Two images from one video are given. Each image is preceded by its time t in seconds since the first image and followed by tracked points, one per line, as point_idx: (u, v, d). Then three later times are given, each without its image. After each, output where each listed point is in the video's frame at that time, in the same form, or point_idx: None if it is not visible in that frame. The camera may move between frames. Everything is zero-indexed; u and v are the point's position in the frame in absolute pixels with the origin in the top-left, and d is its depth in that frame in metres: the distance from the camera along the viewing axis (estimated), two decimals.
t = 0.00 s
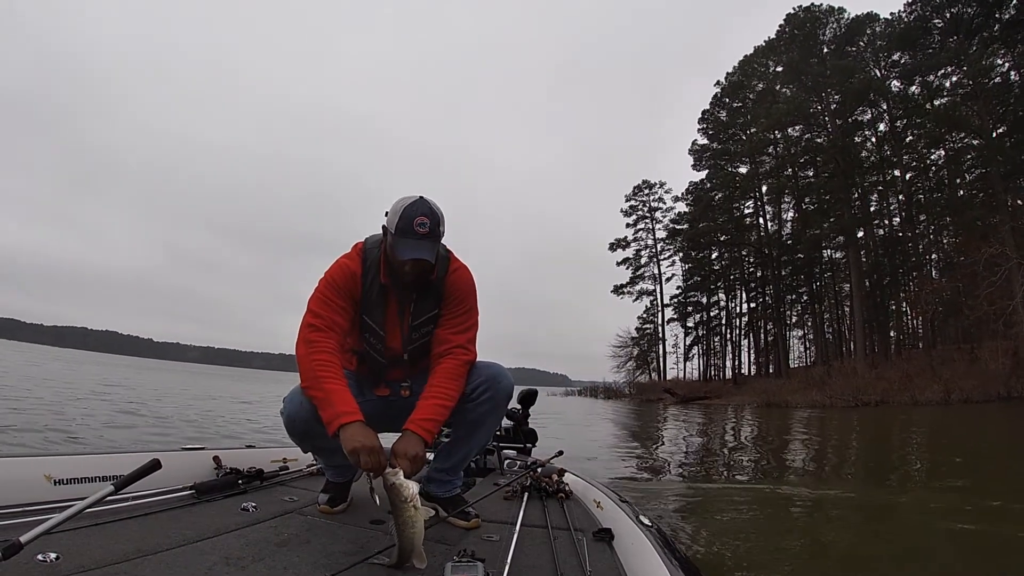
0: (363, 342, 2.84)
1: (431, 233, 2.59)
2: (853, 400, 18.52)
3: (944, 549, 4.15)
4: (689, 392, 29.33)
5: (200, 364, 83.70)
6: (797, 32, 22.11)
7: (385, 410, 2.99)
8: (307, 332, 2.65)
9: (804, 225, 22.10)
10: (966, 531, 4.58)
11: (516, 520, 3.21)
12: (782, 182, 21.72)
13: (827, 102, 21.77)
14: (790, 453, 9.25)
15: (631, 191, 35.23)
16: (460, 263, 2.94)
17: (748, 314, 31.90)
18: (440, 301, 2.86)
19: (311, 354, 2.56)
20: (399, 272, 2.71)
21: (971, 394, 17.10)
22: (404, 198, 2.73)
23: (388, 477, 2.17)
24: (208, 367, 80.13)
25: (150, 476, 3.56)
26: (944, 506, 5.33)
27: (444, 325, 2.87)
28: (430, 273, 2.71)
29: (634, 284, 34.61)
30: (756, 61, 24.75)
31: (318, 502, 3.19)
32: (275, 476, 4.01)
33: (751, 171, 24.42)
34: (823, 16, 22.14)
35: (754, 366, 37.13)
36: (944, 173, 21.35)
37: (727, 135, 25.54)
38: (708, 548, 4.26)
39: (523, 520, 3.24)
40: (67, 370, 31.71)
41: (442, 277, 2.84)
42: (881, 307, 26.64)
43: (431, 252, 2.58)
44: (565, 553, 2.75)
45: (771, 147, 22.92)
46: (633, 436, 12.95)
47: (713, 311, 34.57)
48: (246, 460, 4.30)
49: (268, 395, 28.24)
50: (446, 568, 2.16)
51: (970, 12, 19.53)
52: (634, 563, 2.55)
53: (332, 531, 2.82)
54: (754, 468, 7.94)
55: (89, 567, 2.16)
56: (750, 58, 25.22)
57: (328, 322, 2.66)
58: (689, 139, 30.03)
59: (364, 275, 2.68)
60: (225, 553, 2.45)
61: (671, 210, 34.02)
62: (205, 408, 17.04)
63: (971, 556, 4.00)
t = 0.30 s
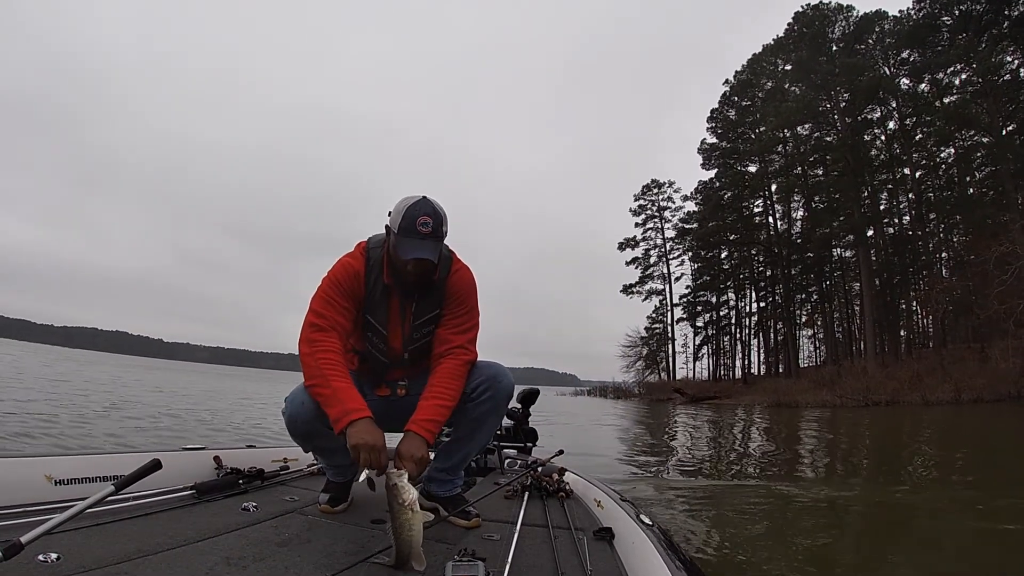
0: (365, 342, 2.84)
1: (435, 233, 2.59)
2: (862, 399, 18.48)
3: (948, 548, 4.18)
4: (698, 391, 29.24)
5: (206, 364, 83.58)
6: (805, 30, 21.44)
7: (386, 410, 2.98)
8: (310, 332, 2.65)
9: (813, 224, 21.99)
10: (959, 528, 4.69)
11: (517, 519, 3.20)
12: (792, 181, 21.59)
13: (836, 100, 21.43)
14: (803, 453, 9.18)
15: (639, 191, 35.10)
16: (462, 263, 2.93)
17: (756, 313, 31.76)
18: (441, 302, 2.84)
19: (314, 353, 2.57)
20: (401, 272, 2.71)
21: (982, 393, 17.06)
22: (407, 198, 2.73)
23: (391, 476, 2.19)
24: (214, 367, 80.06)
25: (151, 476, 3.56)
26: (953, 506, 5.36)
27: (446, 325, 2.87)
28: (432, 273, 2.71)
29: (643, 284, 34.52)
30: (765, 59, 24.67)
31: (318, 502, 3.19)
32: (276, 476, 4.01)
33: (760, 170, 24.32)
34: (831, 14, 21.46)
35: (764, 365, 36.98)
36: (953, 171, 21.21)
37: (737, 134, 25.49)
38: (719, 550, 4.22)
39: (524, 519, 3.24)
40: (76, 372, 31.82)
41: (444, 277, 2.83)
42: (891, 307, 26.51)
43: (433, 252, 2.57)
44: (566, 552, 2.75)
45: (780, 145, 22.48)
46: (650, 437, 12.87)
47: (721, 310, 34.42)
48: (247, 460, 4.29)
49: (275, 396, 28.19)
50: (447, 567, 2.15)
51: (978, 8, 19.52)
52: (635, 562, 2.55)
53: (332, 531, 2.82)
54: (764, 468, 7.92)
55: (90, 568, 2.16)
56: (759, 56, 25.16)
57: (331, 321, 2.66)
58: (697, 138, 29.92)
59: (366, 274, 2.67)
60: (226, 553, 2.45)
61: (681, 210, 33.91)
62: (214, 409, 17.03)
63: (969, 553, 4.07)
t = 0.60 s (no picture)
0: (367, 341, 2.83)
1: (438, 233, 2.58)
2: (872, 400, 18.46)
3: (953, 549, 4.18)
4: (707, 392, 29.19)
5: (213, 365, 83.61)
6: (814, 29, 21.23)
7: (386, 410, 2.98)
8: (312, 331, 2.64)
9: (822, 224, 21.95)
10: (971, 531, 4.61)
11: (517, 519, 3.19)
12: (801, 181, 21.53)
13: (845, 100, 20.96)
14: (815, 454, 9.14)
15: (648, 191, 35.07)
16: (464, 264, 2.93)
17: (765, 313, 31.68)
18: (443, 302, 2.83)
19: (316, 352, 2.56)
20: (403, 272, 2.70)
21: (993, 393, 17.03)
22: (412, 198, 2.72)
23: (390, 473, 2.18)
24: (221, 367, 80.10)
25: (152, 475, 3.55)
26: (961, 506, 5.36)
27: (447, 324, 2.86)
28: (435, 273, 2.70)
29: (652, 284, 34.49)
30: (774, 58, 24.65)
31: (319, 501, 3.18)
32: (276, 476, 4.01)
33: (769, 169, 24.29)
34: (840, 12, 21.32)
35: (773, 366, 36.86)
36: (963, 169, 21.18)
37: (745, 133, 25.46)
38: (722, 553, 4.16)
39: (524, 518, 3.23)
40: (86, 372, 31.95)
41: (447, 277, 2.82)
42: (901, 306, 26.44)
43: (436, 252, 2.56)
44: (567, 552, 2.74)
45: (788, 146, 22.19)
46: (665, 437, 12.81)
47: (731, 311, 34.30)
48: (248, 460, 4.28)
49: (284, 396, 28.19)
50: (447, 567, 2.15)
51: (987, 7, 19.55)
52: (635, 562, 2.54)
53: (332, 530, 2.81)
54: (775, 468, 7.91)
55: (89, 567, 2.15)
56: (769, 55, 25.15)
57: (333, 321, 2.65)
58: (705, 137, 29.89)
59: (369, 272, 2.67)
60: (227, 552, 2.44)
61: (690, 210, 33.80)
62: (223, 410, 17.05)
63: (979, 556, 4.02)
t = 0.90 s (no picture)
0: (366, 342, 2.83)
1: (438, 233, 2.58)
2: (882, 400, 18.45)
3: (957, 549, 4.19)
4: (715, 393, 29.15)
5: (219, 365, 83.59)
6: (822, 27, 21.29)
7: (386, 411, 2.97)
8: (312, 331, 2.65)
9: (832, 223, 21.92)
10: (971, 532, 4.62)
11: (517, 519, 3.19)
12: (810, 181, 21.52)
13: (854, 99, 20.98)
14: (825, 454, 9.15)
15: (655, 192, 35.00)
16: (464, 263, 2.93)
17: (774, 314, 31.59)
18: (443, 301, 2.83)
19: (316, 352, 2.56)
20: (403, 272, 2.70)
21: (1004, 393, 16.99)
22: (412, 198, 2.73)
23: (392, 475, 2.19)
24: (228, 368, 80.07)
25: (152, 475, 3.55)
26: (970, 507, 5.38)
27: (446, 324, 2.85)
28: (435, 273, 2.70)
29: (661, 284, 34.43)
30: (782, 58, 24.67)
31: (318, 500, 3.18)
32: (277, 475, 4.00)
33: (778, 169, 24.26)
34: (848, 11, 21.32)
35: (782, 367, 36.73)
36: (972, 168, 21.15)
37: (754, 133, 25.47)
38: (725, 558, 4.10)
39: (523, 518, 3.23)
40: (96, 373, 32.09)
41: (446, 277, 2.82)
42: (910, 306, 26.34)
43: (435, 252, 2.56)
44: (566, 551, 2.74)
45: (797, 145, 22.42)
46: (680, 437, 12.81)
47: (740, 311, 34.20)
48: (248, 459, 4.28)
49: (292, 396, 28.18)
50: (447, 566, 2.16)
51: (995, 4, 19.57)
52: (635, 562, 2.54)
53: (331, 529, 2.81)
54: (783, 469, 7.94)
55: (89, 567, 2.15)
56: (776, 55, 25.18)
57: (333, 321, 2.65)
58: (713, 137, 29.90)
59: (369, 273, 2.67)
60: (227, 552, 2.44)
61: (697, 210, 33.68)
62: (231, 410, 17.06)
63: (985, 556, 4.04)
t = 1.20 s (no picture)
0: (366, 342, 2.82)
1: (439, 234, 2.58)
2: (892, 400, 18.44)
3: (959, 549, 4.20)
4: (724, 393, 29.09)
5: (226, 365, 83.68)
6: (829, 26, 21.31)
7: (385, 411, 2.96)
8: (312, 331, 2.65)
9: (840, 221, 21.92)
10: (973, 533, 4.58)
11: (517, 519, 3.19)
12: (818, 180, 21.51)
13: (861, 97, 20.93)
14: (836, 454, 9.11)
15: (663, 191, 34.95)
16: (465, 264, 2.92)
17: (783, 314, 31.51)
18: (443, 302, 2.83)
19: (316, 352, 2.56)
20: (405, 272, 2.69)
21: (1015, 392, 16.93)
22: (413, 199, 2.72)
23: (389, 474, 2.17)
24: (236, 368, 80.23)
25: (152, 476, 3.54)
26: (979, 507, 5.35)
27: (447, 325, 2.85)
28: (436, 274, 2.70)
29: (669, 284, 34.38)
30: (791, 56, 24.67)
31: (318, 502, 3.17)
32: (277, 476, 4.00)
33: (786, 169, 24.23)
34: (855, 10, 21.37)
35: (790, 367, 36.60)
36: (981, 166, 21.10)
37: (761, 133, 25.46)
38: (729, 560, 4.08)
39: (524, 519, 3.22)
40: (105, 373, 32.24)
41: (447, 278, 2.82)
42: (918, 305, 26.25)
43: (437, 253, 2.56)
44: (567, 552, 2.73)
45: (805, 144, 22.46)
46: (694, 437, 12.77)
47: (748, 311, 34.07)
48: (248, 460, 4.27)
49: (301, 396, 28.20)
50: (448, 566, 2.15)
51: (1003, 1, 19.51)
52: (636, 562, 2.54)
53: (331, 529, 2.81)
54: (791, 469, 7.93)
55: (89, 567, 2.14)
56: (784, 53, 25.23)
57: (333, 321, 2.65)
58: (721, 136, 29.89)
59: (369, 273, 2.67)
60: (227, 552, 2.43)
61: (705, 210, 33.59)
62: (240, 411, 17.04)
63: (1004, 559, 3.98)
